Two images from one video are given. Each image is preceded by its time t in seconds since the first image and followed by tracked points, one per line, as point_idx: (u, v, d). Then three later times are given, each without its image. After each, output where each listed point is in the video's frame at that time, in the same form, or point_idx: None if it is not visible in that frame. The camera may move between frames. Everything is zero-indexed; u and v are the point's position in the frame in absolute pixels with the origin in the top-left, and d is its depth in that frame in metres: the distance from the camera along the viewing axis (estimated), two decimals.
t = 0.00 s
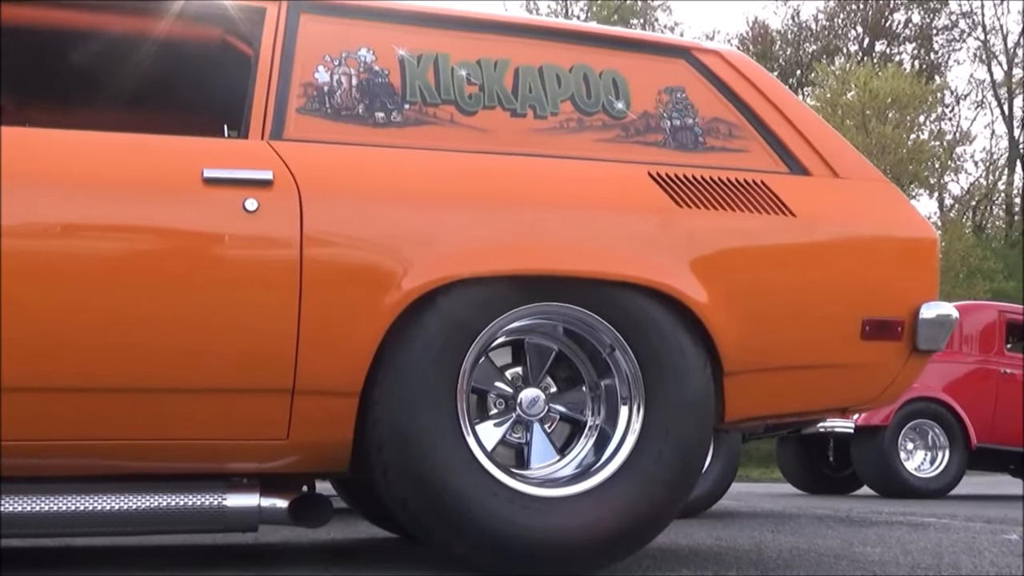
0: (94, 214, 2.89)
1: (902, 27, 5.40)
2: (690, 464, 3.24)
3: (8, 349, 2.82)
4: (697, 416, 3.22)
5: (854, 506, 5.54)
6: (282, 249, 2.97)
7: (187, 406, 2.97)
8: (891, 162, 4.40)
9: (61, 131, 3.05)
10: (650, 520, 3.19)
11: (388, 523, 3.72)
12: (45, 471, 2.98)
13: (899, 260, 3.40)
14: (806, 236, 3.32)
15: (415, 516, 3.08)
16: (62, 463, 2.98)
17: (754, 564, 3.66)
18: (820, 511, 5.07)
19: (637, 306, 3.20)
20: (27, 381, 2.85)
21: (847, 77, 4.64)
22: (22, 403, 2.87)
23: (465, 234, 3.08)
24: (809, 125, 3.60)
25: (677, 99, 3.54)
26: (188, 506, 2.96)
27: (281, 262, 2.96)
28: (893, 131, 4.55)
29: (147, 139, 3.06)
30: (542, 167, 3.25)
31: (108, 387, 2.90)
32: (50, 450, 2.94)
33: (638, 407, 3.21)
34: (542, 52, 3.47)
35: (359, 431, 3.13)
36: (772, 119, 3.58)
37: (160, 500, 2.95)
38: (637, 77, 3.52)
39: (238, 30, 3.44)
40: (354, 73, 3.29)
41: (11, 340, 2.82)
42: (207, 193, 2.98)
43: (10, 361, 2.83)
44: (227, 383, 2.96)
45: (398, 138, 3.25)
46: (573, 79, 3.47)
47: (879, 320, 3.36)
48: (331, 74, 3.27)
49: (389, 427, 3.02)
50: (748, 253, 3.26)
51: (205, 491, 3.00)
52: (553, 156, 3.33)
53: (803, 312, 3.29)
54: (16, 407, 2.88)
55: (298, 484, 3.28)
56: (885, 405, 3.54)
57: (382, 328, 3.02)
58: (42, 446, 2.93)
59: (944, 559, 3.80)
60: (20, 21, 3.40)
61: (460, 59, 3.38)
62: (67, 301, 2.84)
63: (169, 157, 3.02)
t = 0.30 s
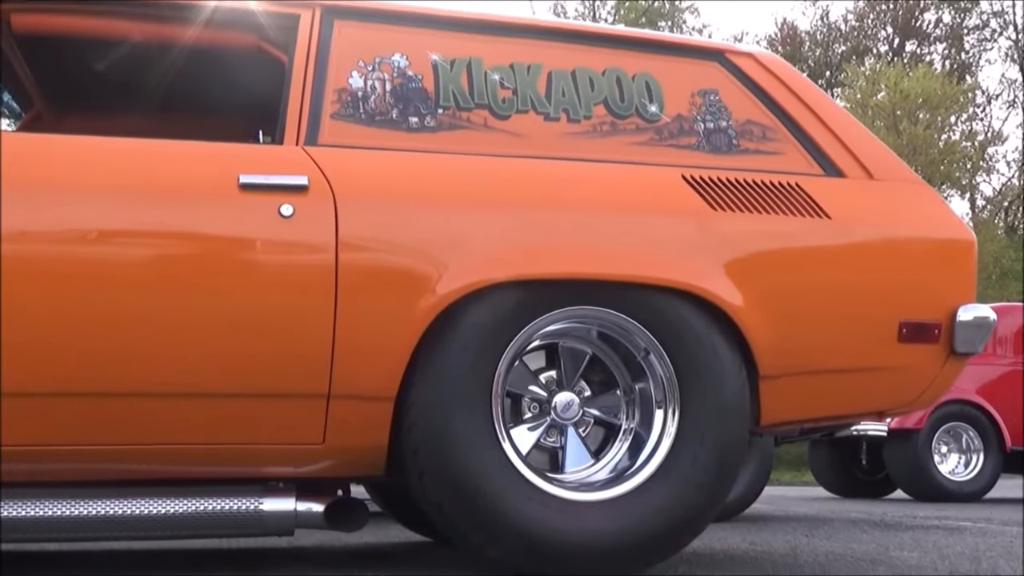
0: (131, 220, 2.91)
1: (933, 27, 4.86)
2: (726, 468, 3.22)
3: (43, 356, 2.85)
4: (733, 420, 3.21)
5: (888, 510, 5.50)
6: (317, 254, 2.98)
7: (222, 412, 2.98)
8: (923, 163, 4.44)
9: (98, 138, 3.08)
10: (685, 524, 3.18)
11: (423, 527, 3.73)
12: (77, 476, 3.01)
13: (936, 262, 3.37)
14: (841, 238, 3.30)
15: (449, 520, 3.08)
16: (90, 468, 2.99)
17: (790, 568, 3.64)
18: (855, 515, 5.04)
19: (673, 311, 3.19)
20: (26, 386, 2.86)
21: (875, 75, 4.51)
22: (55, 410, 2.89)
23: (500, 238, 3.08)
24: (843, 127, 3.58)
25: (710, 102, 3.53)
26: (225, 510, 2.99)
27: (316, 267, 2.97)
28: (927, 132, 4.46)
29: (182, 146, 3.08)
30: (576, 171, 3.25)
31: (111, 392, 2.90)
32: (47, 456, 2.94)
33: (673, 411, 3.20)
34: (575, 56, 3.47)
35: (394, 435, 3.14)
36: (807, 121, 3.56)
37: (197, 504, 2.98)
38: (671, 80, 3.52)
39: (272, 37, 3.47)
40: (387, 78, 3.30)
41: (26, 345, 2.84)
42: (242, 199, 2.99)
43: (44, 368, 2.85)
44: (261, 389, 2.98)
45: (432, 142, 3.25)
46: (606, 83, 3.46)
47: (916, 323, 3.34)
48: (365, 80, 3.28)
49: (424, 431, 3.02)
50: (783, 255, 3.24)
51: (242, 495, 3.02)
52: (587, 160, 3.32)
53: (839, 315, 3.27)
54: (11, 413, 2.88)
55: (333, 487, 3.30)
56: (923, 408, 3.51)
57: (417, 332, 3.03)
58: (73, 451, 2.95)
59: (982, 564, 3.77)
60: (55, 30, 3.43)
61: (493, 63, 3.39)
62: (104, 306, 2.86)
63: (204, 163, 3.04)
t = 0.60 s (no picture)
0: (170, 229, 2.93)
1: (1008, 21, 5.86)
2: (767, 473, 3.20)
3: (84, 366, 2.87)
4: (774, 424, 3.19)
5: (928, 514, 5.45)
6: (355, 261, 2.99)
7: (261, 419, 3.00)
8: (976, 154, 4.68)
9: (138, 148, 3.10)
10: (726, 530, 3.16)
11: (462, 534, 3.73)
12: (117, 484, 3.02)
13: (978, 264, 3.34)
14: (881, 240, 3.27)
15: (489, 526, 3.07)
16: (128, 475, 3.00)
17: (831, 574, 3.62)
18: (894, 518, 5.00)
19: (713, 315, 3.17)
20: (28, 396, 2.87)
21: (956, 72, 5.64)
22: (68, 418, 2.90)
23: (538, 243, 3.08)
24: (882, 128, 3.55)
25: (748, 105, 3.51)
26: (267, 516, 3.00)
27: (355, 274, 2.98)
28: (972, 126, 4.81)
29: (221, 155, 3.10)
30: (614, 176, 3.24)
31: (116, 399, 2.90)
32: (49, 464, 2.95)
33: (713, 416, 3.18)
34: (612, 60, 3.46)
35: (435, 442, 3.14)
36: (845, 122, 3.54)
37: (238, 511, 2.99)
38: (708, 84, 3.51)
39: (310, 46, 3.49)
40: (425, 84, 3.30)
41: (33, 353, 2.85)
42: (282, 207, 3.00)
43: (85, 377, 2.88)
44: (301, 396, 2.99)
45: (470, 148, 3.26)
46: (643, 87, 3.46)
47: (957, 325, 3.30)
48: (402, 86, 3.29)
49: (463, 437, 3.02)
50: (823, 258, 3.22)
51: (284, 502, 3.04)
52: (624, 164, 3.32)
53: (880, 318, 3.24)
54: (13, 422, 2.89)
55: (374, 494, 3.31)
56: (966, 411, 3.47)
57: (456, 338, 3.03)
58: (111, 461, 2.97)
59: None
60: (96, 41, 3.47)
61: (530, 68, 3.39)
62: (145, 314, 2.88)
63: (243, 172, 3.05)
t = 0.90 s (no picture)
0: (218, 235, 2.96)
1: None
2: (816, 477, 3.18)
3: (133, 372, 2.90)
4: (822, 429, 3.16)
5: (978, 518, 5.39)
6: (402, 266, 3.00)
7: (308, 425, 3.01)
8: None
9: (186, 155, 3.13)
10: (774, 535, 3.15)
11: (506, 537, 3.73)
12: (164, 487, 3.05)
13: None
14: (931, 242, 3.24)
15: (536, 530, 3.08)
16: (175, 480, 3.03)
17: None
18: (944, 522, 4.95)
19: (761, 318, 3.16)
20: (27, 400, 2.88)
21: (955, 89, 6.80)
22: (67, 422, 2.92)
23: (584, 247, 3.08)
24: (931, 129, 3.51)
25: (794, 107, 3.50)
26: (315, 520, 3.02)
27: (402, 279, 2.99)
28: None
29: (269, 161, 3.13)
30: (659, 179, 3.24)
31: (113, 405, 2.91)
32: (48, 469, 2.96)
33: (760, 420, 3.17)
34: (657, 64, 3.45)
35: (482, 447, 3.15)
36: (893, 123, 3.51)
37: (286, 516, 3.01)
38: (754, 86, 3.49)
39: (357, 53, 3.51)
40: (469, 90, 3.31)
41: (32, 354, 2.86)
42: (328, 213, 3.02)
43: (135, 384, 2.90)
44: (348, 402, 3.00)
45: (515, 153, 3.27)
46: (688, 90, 3.45)
47: (1009, 328, 3.26)
48: (447, 92, 3.30)
49: (510, 442, 3.03)
50: (872, 261, 3.19)
51: (331, 506, 3.06)
52: (669, 168, 3.31)
53: (930, 321, 3.20)
54: (9, 428, 2.90)
55: (419, 498, 3.32)
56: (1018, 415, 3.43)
57: (503, 342, 3.03)
58: (156, 465, 2.99)
59: None
60: (145, 50, 3.51)
61: (574, 72, 3.39)
62: (194, 320, 2.91)
63: (290, 179, 3.07)
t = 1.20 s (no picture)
0: (261, 241, 2.98)
1: None
2: (861, 481, 3.15)
3: (179, 377, 2.93)
4: (868, 432, 3.13)
5: None
6: (443, 271, 3.01)
7: (350, 429, 3.03)
8: None
9: (229, 162, 3.16)
10: (817, 539, 3.13)
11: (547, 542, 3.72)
12: (207, 491, 3.07)
13: None
14: (977, 244, 3.20)
15: (580, 535, 3.08)
16: (218, 483, 3.05)
17: None
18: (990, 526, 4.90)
19: (804, 321, 3.14)
20: (27, 405, 2.90)
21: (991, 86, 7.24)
22: (67, 426, 2.93)
23: (625, 251, 3.07)
24: (976, 128, 3.47)
25: (837, 108, 3.47)
26: (358, 524, 3.04)
27: (443, 283, 3.00)
28: None
29: (311, 167, 3.14)
30: (701, 182, 3.22)
31: (114, 409, 2.92)
32: (50, 473, 2.97)
33: (805, 424, 3.15)
34: (698, 66, 3.44)
35: (524, 451, 3.15)
36: (937, 123, 3.47)
37: (329, 520, 3.04)
38: (796, 88, 3.47)
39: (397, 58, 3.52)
40: (510, 94, 3.32)
41: (32, 354, 2.88)
42: (370, 217, 3.04)
43: (179, 389, 2.93)
44: (390, 406, 3.01)
45: (556, 157, 3.26)
46: (729, 92, 3.43)
47: None
48: (488, 96, 3.31)
49: (553, 446, 3.03)
50: (917, 262, 3.16)
51: (374, 510, 3.07)
52: (711, 171, 3.29)
53: (976, 323, 3.17)
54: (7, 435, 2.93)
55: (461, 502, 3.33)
56: None
57: (544, 347, 3.03)
58: (199, 469, 3.01)
59: None
60: (188, 58, 3.55)
61: (615, 75, 3.39)
62: (238, 325, 2.94)
63: (332, 184, 3.09)
